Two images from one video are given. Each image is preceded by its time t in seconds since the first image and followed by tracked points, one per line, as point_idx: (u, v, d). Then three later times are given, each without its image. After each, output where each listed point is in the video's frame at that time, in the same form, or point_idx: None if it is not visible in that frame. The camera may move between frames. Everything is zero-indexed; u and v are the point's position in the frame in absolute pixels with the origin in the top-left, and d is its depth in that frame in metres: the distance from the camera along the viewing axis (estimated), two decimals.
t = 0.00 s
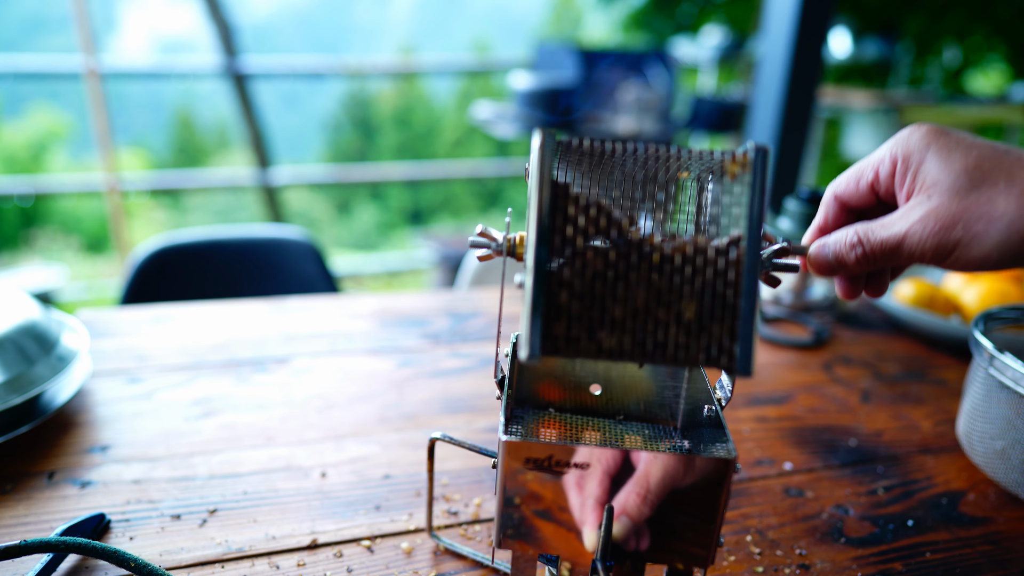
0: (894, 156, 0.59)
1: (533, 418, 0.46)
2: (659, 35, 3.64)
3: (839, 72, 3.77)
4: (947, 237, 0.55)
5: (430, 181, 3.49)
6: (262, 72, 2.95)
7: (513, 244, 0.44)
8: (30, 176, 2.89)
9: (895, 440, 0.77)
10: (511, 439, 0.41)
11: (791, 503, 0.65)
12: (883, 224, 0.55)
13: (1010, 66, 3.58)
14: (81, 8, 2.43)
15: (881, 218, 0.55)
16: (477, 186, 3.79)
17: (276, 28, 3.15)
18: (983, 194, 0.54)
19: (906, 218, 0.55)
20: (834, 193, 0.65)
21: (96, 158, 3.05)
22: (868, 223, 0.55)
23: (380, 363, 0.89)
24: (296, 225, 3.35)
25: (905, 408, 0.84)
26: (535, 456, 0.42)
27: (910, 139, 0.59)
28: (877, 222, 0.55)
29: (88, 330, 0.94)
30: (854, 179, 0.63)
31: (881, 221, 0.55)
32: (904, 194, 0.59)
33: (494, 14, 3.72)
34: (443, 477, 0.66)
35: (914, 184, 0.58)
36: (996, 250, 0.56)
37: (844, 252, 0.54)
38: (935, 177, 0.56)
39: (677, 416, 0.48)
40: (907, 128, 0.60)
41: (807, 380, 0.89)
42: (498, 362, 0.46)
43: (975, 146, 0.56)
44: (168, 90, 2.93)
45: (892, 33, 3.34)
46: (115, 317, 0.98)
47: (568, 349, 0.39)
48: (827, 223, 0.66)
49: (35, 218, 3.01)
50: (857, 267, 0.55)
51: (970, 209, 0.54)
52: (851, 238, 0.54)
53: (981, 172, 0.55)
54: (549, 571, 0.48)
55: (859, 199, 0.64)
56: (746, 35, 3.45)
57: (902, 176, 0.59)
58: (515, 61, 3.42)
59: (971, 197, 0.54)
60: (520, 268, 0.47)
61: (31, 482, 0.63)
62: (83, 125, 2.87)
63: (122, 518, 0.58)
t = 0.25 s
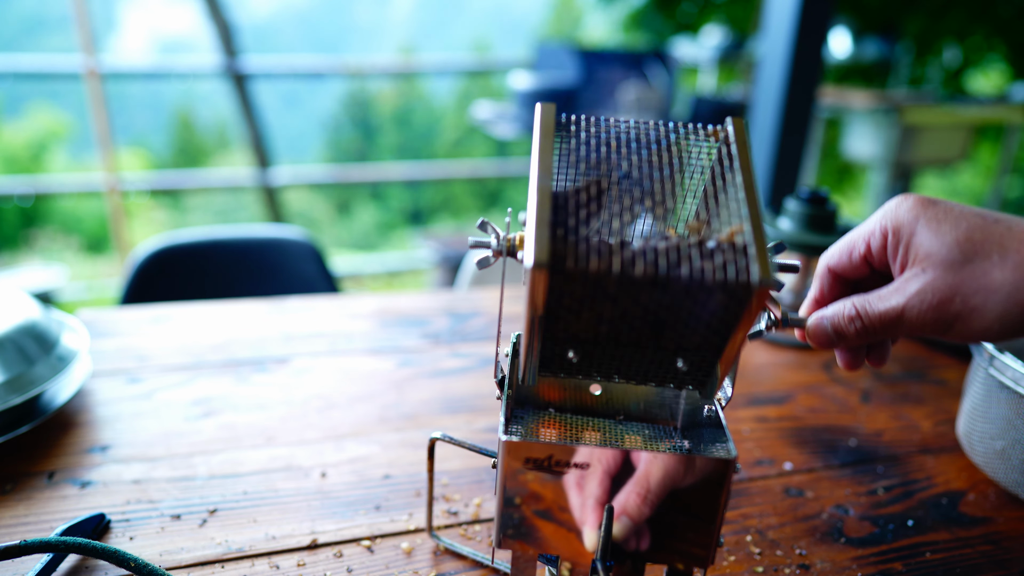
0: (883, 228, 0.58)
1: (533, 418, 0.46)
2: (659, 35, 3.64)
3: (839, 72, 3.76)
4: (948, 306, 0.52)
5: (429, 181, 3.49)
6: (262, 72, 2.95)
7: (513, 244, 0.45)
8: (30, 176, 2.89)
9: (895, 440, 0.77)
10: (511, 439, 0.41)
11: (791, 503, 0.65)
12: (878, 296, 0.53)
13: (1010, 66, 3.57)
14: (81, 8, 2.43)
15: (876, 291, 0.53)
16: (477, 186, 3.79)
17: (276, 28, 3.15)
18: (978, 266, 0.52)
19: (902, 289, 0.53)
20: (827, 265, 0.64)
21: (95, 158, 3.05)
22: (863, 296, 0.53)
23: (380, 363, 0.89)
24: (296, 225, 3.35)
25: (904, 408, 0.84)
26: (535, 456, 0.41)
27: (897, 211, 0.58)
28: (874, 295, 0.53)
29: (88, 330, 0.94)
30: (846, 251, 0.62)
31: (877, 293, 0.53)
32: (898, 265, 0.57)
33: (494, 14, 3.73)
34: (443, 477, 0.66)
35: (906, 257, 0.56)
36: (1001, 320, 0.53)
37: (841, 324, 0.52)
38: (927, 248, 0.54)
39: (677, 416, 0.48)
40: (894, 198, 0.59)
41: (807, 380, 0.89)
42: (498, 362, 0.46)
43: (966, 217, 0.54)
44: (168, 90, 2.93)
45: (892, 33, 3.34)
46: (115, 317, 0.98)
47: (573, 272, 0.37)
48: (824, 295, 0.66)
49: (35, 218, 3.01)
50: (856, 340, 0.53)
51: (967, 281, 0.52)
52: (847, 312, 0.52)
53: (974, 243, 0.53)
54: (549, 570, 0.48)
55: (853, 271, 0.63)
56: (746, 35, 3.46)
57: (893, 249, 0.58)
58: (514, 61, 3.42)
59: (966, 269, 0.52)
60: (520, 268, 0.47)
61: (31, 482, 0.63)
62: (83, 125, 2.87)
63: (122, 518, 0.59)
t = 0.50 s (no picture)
0: (903, 278, 0.53)
1: (533, 418, 0.46)
2: (659, 35, 3.64)
3: (839, 72, 3.76)
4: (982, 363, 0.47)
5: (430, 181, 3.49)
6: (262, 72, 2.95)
7: (513, 244, 0.45)
8: (30, 176, 2.89)
9: (895, 440, 0.77)
10: (512, 439, 0.41)
11: (791, 502, 0.65)
12: (903, 351, 0.48)
13: (1010, 66, 3.57)
14: (81, 8, 2.43)
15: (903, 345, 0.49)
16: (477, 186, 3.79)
17: (276, 28, 3.15)
18: (1014, 321, 0.47)
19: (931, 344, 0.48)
20: (840, 316, 0.59)
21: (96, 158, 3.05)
22: (888, 351, 0.49)
23: (380, 363, 0.89)
24: (296, 225, 3.35)
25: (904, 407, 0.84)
26: (536, 456, 0.42)
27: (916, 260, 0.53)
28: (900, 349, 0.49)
29: (87, 330, 0.94)
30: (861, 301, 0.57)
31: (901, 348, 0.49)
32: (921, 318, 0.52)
33: (494, 14, 3.72)
34: (443, 477, 0.66)
35: (931, 311, 0.51)
36: None
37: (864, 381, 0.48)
38: (955, 301, 0.49)
39: (677, 416, 0.48)
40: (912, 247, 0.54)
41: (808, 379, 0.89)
42: (498, 362, 0.46)
43: (994, 265, 0.49)
44: (168, 90, 2.93)
45: (893, 33, 3.34)
46: (115, 317, 0.98)
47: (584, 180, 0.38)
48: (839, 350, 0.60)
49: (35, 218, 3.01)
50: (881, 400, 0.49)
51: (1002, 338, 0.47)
52: (869, 368, 0.48)
53: (1007, 296, 0.48)
54: (549, 570, 0.48)
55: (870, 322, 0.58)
56: (746, 34, 3.45)
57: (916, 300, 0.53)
58: (514, 61, 3.42)
59: (1000, 324, 0.47)
60: (520, 268, 0.47)
61: (31, 482, 0.63)
62: (83, 126, 2.87)
63: (122, 518, 0.59)
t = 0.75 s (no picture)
0: (943, 292, 0.51)
1: (533, 418, 0.46)
2: (659, 35, 3.64)
3: (839, 72, 3.76)
4: None
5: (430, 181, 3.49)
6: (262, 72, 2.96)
7: (513, 244, 0.44)
8: (31, 177, 2.89)
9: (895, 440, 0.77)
10: (512, 439, 0.41)
11: (791, 503, 0.65)
12: (946, 372, 0.45)
13: (1010, 66, 3.57)
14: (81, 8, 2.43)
15: (944, 364, 0.45)
16: (477, 187, 3.78)
17: (276, 28, 3.15)
18: None
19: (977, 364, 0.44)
20: (868, 333, 0.56)
21: (96, 158, 3.05)
22: (928, 372, 0.45)
23: (380, 363, 0.89)
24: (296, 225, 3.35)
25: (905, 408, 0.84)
26: (536, 456, 0.41)
27: (955, 272, 0.50)
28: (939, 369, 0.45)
29: (88, 330, 0.94)
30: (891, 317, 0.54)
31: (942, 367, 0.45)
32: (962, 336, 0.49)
33: (493, 14, 3.72)
34: (443, 477, 0.66)
35: (975, 326, 0.48)
36: None
37: (900, 408, 0.45)
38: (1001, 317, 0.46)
39: (677, 416, 0.48)
40: (950, 257, 0.52)
41: (808, 380, 0.89)
42: (498, 362, 0.46)
43: None
44: (168, 90, 2.93)
45: (892, 33, 3.34)
46: (115, 317, 0.98)
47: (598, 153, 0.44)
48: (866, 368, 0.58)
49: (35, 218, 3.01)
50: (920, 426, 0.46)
51: None
52: (906, 393, 0.45)
53: None
54: (549, 570, 0.48)
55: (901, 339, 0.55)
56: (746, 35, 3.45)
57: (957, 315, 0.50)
58: (514, 61, 3.42)
59: None
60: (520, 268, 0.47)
61: (31, 482, 0.63)
62: (84, 126, 2.87)
63: (122, 518, 0.59)
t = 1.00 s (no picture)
0: (993, 262, 0.61)
1: (533, 417, 0.46)
2: (659, 35, 3.64)
3: (839, 72, 3.76)
4: None
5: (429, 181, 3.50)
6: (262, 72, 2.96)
7: (513, 244, 0.44)
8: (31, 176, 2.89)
9: (895, 440, 0.77)
10: (512, 438, 0.41)
11: (791, 503, 0.65)
12: (999, 358, 0.52)
13: (1010, 66, 3.57)
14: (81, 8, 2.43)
15: (995, 350, 0.52)
16: (477, 187, 3.78)
17: (276, 28, 3.15)
18: None
19: None
20: (912, 302, 0.66)
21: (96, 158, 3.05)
22: (979, 359, 0.53)
23: (380, 363, 0.89)
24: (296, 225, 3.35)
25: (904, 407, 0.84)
26: (536, 456, 0.42)
27: (1004, 244, 0.60)
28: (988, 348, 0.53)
29: (88, 330, 0.94)
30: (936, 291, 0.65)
31: (990, 350, 0.52)
32: (1013, 303, 0.60)
33: (493, 14, 3.72)
34: (443, 477, 0.66)
35: None
36: None
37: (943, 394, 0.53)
38: None
39: (677, 416, 0.48)
40: (995, 228, 0.62)
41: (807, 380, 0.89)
42: (498, 362, 0.46)
43: None
44: (168, 90, 2.93)
45: (892, 33, 3.34)
46: (115, 317, 0.98)
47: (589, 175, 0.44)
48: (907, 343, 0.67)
49: (35, 218, 3.01)
50: (967, 411, 0.54)
51: None
52: (956, 380, 0.53)
53: None
54: (549, 570, 0.48)
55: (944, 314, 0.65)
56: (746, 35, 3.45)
57: (1008, 284, 0.60)
58: (514, 61, 3.42)
59: None
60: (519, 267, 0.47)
61: (31, 482, 0.63)
62: (84, 126, 2.87)
63: (122, 518, 0.59)
